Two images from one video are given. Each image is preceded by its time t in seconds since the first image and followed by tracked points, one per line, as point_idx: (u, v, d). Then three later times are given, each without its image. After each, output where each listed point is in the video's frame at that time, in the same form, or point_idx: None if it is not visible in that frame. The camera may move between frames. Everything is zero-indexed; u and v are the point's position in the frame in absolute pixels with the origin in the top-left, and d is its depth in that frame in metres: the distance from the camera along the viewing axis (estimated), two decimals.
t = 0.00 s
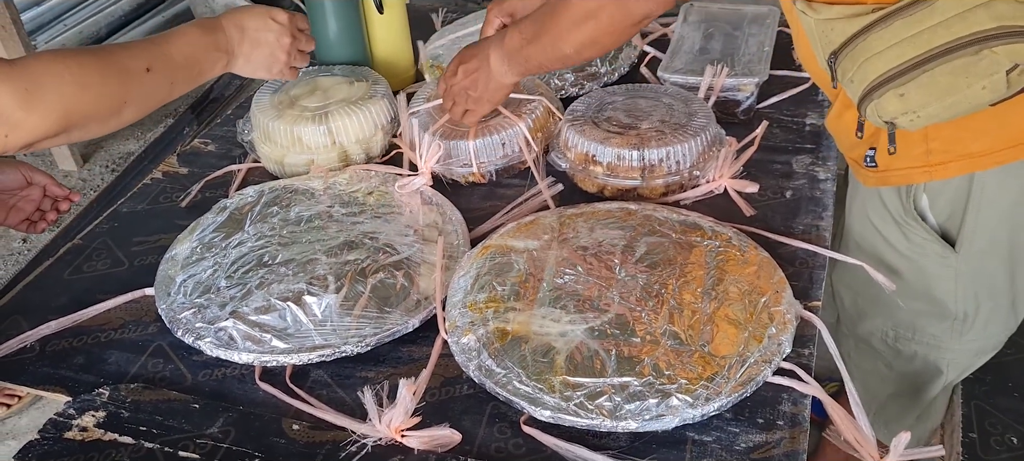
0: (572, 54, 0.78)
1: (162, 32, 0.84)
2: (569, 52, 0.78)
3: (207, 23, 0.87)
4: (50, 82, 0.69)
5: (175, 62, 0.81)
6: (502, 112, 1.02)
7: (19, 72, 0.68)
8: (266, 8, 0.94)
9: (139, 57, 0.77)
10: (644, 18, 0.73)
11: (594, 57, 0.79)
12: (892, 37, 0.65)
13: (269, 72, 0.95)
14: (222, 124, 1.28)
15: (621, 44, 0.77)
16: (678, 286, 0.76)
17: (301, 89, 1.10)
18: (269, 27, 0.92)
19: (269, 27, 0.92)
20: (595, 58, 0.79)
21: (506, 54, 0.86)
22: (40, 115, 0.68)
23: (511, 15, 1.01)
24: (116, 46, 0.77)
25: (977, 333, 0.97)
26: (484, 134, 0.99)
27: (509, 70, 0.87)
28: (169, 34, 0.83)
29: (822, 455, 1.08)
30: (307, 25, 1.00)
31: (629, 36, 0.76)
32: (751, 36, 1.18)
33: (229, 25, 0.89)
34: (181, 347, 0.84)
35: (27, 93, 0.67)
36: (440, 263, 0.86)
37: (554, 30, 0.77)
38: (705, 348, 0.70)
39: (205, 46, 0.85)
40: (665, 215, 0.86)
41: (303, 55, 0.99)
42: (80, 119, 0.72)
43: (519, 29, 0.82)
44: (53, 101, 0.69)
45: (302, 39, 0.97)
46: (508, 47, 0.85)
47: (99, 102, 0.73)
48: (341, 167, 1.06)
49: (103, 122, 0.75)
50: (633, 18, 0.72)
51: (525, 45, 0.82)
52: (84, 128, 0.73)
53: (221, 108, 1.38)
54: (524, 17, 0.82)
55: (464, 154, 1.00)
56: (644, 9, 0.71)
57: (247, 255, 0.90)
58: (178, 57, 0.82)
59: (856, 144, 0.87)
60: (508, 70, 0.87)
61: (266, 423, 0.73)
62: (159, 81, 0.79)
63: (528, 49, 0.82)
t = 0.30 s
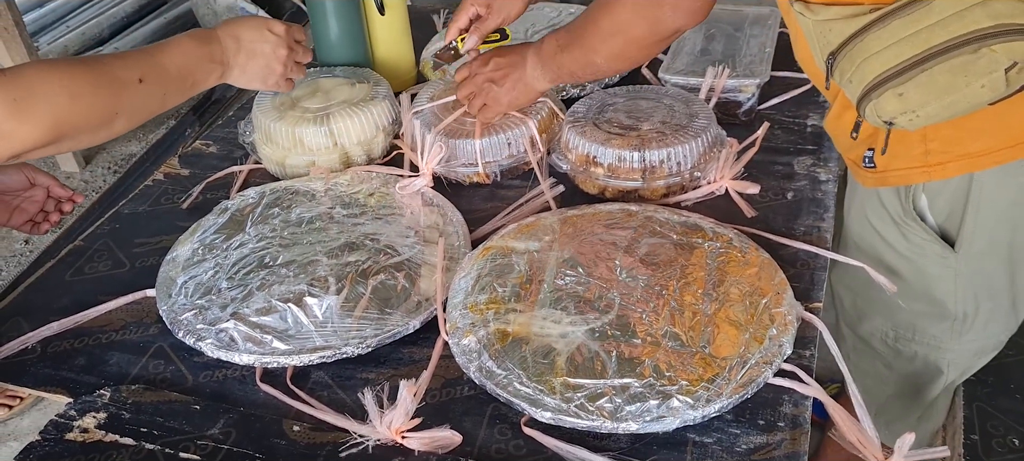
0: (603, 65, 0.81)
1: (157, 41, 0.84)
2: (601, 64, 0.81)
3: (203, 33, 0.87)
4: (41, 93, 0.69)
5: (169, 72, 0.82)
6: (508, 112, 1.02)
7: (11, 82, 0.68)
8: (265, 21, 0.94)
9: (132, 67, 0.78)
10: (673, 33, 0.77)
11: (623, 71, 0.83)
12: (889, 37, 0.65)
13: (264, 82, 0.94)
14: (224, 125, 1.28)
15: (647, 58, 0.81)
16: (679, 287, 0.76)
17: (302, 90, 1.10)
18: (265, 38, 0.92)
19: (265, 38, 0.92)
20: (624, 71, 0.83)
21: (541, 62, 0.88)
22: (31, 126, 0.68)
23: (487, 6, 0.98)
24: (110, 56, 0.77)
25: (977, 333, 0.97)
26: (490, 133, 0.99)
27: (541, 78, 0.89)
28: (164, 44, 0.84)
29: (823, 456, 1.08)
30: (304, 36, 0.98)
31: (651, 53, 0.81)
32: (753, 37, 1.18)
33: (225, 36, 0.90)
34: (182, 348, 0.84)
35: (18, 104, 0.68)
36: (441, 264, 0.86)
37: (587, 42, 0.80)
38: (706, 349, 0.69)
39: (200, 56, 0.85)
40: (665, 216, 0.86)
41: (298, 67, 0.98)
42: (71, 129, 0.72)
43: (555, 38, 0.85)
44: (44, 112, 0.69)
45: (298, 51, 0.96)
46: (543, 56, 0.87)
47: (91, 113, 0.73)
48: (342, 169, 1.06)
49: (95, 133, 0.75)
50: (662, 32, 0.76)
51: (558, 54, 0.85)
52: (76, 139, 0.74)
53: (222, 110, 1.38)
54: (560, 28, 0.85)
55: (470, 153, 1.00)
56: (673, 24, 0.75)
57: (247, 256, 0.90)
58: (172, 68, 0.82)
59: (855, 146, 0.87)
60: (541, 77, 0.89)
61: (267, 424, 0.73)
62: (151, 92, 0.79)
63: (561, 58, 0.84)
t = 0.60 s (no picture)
0: (608, 75, 0.80)
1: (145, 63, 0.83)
2: (605, 74, 0.80)
3: (196, 56, 0.87)
4: (21, 114, 0.68)
5: (156, 95, 0.81)
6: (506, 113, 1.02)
7: None
8: (260, 43, 0.94)
9: (118, 90, 0.77)
10: (678, 39, 0.77)
11: (624, 78, 0.82)
12: (887, 39, 0.65)
13: (258, 106, 0.95)
14: (223, 126, 1.28)
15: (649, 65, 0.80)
16: (678, 289, 0.76)
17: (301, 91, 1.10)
18: (259, 62, 0.92)
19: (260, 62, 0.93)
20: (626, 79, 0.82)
21: (541, 74, 0.86)
22: (8, 148, 0.67)
23: (481, 18, 1.04)
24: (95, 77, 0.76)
25: (977, 333, 0.97)
26: (488, 134, 1.00)
27: (541, 90, 0.87)
28: (154, 65, 0.83)
29: (823, 457, 1.08)
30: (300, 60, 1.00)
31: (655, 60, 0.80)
32: (753, 38, 1.17)
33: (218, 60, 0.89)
34: (181, 350, 0.84)
35: None
36: (440, 266, 0.86)
37: (590, 53, 0.79)
38: (705, 351, 0.69)
39: (190, 80, 0.85)
40: (664, 217, 0.86)
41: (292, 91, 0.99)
42: (50, 152, 0.71)
43: (554, 49, 0.83)
44: (24, 132, 0.68)
45: (293, 75, 0.97)
46: (543, 69, 0.85)
47: (73, 137, 0.72)
48: (341, 170, 1.06)
49: (77, 156, 0.74)
50: (667, 40, 0.76)
51: (560, 66, 0.83)
52: (55, 162, 0.72)
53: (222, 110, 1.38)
54: (558, 39, 0.83)
55: (469, 154, 1.00)
56: (679, 30, 0.75)
57: (246, 257, 0.90)
58: (159, 91, 0.81)
59: (854, 147, 0.87)
60: (541, 89, 0.87)
61: (266, 426, 0.73)
62: (135, 115, 0.78)
63: (563, 70, 0.83)
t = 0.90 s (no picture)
0: (614, 79, 0.81)
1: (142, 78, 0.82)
2: (611, 78, 0.81)
3: (194, 72, 0.85)
4: (10, 131, 0.66)
5: (151, 112, 0.79)
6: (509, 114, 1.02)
7: None
8: (262, 58, 0.92)
9: (112, 107, 0.75)
10: (684, 42, 0.77)
11: (629, 82, 0.83)
12: (882, 39, 0.65)
13: (256, 122, 0.94)
14: (226, 127, 1.29)
15: (653, 69, 0.80)
16: (680, 290, 0.76)
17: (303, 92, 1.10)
18: (259, 78, 0.91)
19: (261, 77, 0.91)
20: (631, 83, 0.83)
21: (545, 79, 0.87)
22: None
23: (479, 15, 1.05)
24: (89, 93, 0.74)
25: (975, 334, 0.97)
26: (492, 135, 0.99)
27: (545, 93, 0.88)
28: (150, 81, 0.81)
29: (824, 457, 1.08)
30: (302, 76, 0.98)
31: (661, 62, 0.80)
32: (754, 39, 1.18)
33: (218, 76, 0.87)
34: (183, 351, 0.84)
35: None
36: (442, 267, 0.86)
37: (595, 58, 0.80)
38: (707, 352, 0.69)
39: (188, 97, 0.83)
40: (666, 219, 0.86)
41: (292, 109, 0.97)
42: (42, 168, 0.69)
43: (557, 55, 0.84)
44: (13, 150, 0.66)
45: (293, 91, 0.95)
46: (546, 75, 0.86)
47: (63, 154, 0.70)
48: (343, 172, 1.06)
49: (69, 172, 0.72)
50: (673, 42, 0.76)
51: (564, 72, 0.84)
52: (45, 178, 0.71)
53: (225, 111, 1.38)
54: (561, 44, 0.84)
55: (472, 154, 1.00)
56: (685, 33, 0.75)
57: (249, 259, 0.90)
58: (154, 107, 0.79)
59: (852, 147, 0.87)
60: (545, 93, 0.88)
61: (268, 427, 0.73)
62: (129, 131, 0.76)
63: (568, 75, 0.83)
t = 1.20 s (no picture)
0: (616, 82, 0.80)
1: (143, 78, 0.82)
2: (613, 81, 0.80)
3: (194, 73, 0.85)
4: (10, 131, 0.66)
5: (151, 113, 0.79)
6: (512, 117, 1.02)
7: None
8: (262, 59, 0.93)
9: (112, 107, 0.75)
10: (689, 45, 0.76)
11: (633, 85, 0.82)
12: (885, 40, 0.65)
13: (256, 123, 0.94)
14: (228, 128, 1.29)
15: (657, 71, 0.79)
16: (682, 290, 0.76)
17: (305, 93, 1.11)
18: (260, 79, 0.91)
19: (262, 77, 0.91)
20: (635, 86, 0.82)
21: (547, 82, 0.86)
22: None
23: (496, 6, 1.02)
24: (89, 94, 0.74)
25: (976, 334, 0.97)
26: (494, 139, 1.00)
27: (546, 96, 0.88)
28: (151, 82, 0.81)
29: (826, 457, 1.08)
30: (302, 77, 0.98)
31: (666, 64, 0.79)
32: (756, 40, 1.18)
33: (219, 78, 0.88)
34: (186, 350, 0.84)
35: None
36: (444, 267, 0.86)
37: (598, 61, 0.79)
38: (709, 352, 0.69)
39: (188, 98, 0.83)
40: (668, 219, 0.86)
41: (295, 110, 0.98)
42: (41, 169, 0.69)
43: (561, 57, 0.84)
44: (13, 150, 0.66)
45: (294, 92, 0.96)
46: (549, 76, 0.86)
47: (62, 155, 0.70)
48: (346, 172, 1.06)
49: (68, 173, 0.72)
50: (678, 44, 0.75)
51: (566, 74, 0.84)
52: (45, 179, 0.71)
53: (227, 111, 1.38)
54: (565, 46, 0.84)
55: (475, 158, 1.01)
56: (690, 36, 0.74)
57: (251, 259, 0.90)
58: (155, 108, 0.79)
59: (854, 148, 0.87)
60: (546, 95, 0.88)
61: (271, 426, 0.73)
62: (130, 133, 0.77)
63: (570, 77, 0.83)
